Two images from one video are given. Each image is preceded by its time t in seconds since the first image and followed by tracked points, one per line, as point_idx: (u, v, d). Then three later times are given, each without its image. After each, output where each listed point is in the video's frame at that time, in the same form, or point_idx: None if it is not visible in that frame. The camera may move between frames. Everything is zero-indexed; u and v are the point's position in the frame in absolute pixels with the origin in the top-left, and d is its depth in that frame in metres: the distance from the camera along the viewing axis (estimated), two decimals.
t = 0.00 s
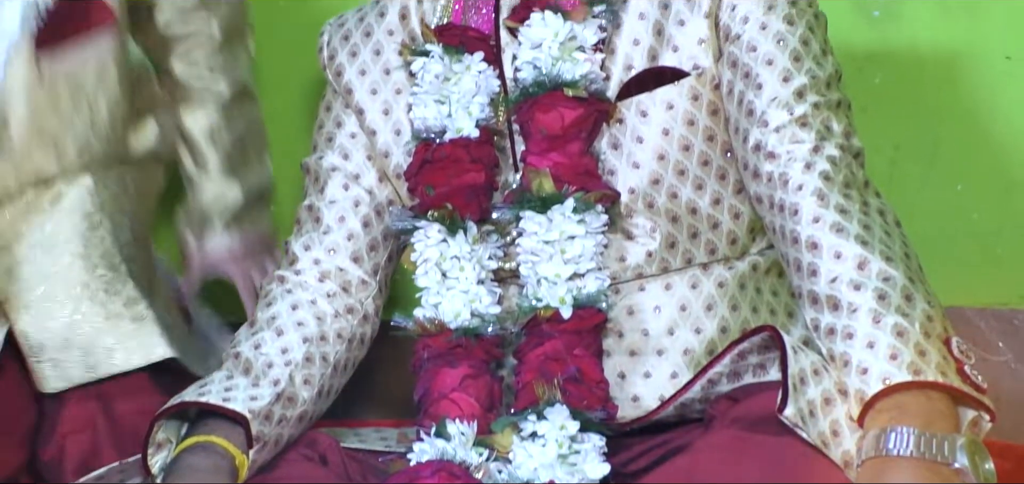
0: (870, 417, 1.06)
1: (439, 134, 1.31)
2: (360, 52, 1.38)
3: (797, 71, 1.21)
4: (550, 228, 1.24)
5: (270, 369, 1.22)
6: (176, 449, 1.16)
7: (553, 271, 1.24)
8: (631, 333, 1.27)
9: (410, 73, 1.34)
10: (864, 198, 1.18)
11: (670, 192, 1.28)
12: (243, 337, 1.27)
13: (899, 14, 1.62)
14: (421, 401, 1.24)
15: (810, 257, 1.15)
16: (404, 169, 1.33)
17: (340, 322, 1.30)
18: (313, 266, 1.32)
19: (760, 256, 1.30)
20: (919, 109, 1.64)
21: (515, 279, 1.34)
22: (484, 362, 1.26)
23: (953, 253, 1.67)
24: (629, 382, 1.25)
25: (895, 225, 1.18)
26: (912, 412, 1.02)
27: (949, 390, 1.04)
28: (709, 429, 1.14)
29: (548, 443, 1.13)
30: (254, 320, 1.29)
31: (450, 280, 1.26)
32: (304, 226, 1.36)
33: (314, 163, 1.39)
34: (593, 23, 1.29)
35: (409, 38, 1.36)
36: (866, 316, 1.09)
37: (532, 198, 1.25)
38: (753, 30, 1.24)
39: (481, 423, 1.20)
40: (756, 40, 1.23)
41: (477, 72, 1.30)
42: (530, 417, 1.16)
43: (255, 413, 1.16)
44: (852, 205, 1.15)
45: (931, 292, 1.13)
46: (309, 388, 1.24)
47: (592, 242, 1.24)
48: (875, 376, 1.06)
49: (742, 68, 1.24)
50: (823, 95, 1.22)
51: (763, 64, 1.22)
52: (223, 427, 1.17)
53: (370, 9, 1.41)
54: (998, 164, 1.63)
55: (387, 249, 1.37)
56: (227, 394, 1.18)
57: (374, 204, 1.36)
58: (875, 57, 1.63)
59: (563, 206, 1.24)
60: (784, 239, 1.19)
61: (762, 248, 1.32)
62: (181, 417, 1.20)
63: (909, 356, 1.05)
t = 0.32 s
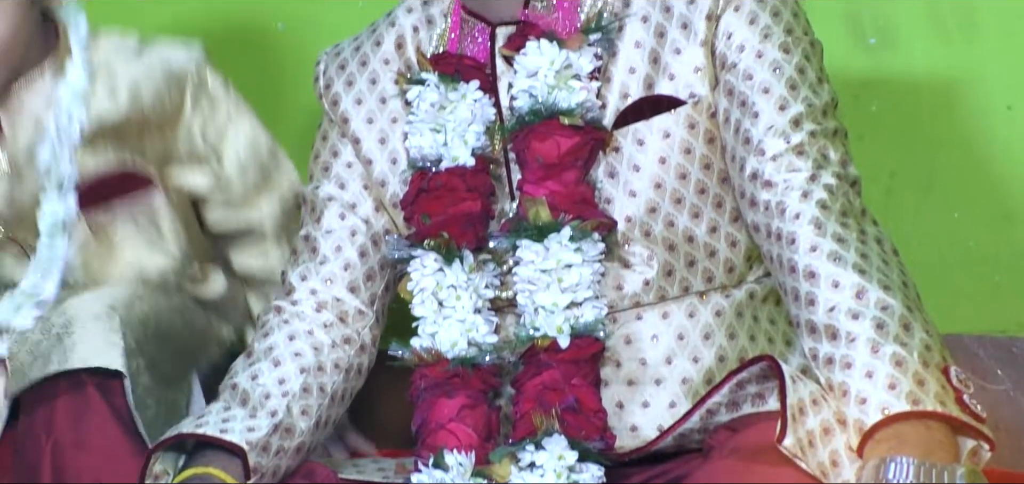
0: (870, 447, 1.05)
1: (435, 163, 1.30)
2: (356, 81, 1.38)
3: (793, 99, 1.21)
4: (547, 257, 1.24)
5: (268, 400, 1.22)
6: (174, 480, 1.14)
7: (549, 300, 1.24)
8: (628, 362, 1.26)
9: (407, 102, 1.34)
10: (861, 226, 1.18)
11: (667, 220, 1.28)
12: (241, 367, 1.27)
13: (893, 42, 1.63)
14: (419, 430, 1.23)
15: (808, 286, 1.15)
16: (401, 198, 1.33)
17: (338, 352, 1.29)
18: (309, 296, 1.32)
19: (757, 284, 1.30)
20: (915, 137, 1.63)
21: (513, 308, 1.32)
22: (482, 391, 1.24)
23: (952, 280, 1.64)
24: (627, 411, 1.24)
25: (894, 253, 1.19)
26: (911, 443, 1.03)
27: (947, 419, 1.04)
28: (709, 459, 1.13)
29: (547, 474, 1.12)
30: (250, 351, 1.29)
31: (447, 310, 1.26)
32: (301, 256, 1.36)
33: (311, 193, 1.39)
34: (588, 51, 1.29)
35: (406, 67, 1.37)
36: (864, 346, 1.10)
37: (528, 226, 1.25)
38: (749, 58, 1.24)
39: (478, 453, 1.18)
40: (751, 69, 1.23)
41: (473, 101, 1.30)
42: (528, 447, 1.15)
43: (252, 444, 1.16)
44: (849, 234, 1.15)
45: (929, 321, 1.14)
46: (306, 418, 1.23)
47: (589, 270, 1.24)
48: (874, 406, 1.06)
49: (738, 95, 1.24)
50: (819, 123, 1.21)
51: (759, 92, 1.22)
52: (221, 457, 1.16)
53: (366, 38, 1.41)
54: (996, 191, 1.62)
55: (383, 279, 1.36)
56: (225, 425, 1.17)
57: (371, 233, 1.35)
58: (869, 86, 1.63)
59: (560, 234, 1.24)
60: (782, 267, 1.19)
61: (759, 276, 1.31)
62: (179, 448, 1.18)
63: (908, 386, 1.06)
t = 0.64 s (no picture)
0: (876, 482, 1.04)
1: (436, 201, 1.30)
2: (357, 118, 1.38)
3: (793, 134, 1.21)
4: (548, 294, 1.24)
5: (269, 438, 1.21)
6: None
7: (551, 338, 1.23)
8: (631, 399, 1.26)
9: (407, 139, 1.34)
10: (863, 261, 1.18)
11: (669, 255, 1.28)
12: (243, 406, 1.26)
13: (894, 75, 1.62)
14: (420, 470, 1.22)
15: (810, 322, 1.15)
16: (402, 237, 1.33)
17: (340, 390, 1.29)
18: (311, 334, 1.31)
19: (760, 320, 1.30)
20: (915, 170, 1.63)
21: (515, 346, 1.32)
22: (484, 429, 1.23)
23: (952, 308, 1.64)
24: (630, 448, 1.24)
25: (895, 288, 1.19)
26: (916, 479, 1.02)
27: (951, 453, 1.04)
28: None
29: None
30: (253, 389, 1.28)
31: (448, 348, 1.26)
32: (303, 294, 1.36)
33: (313, 231, 1.39)
34: (588, 88, 1.29)
35: (406, 105, 1.37)
36: (868, 382, 1.09)
37: (529, 263, 1.25)
38: (749, 94, 1.24)
39: None
40: (751, 104, 1.23)
41: (474, 138, 1.30)
42: None
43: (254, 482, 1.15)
44: (851, 268, 1.15)
45: (932, 356, 1.14)
46: (308, 457, 1.22)
47: (590, 307, 1.24)
48: (878, 443, 1.06)
49: (738, 131, 1.24)
50: (820, 158, 1.21)
51: (759, 128, 1.22)
52: None
53: (366, 75, 1.41)
54: (995, 225, 1.61)
55: (386, 317, 1.36)
56: (228, 464, 1.17)
57: (373, 270, 1.35)
58: (871, 117, 1.63)
59: (561, 271, 1.23)
60: (783, 303, 1.19)
61: (762, 311, 1.31)
62: None
63: (912, 421, 1.06)
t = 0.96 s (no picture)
0: None
1: (440, 239, 1.31)
2: (359, 156, 1.38)
3: (796, 169, 1.21)
4: (552, 332, 1.24)
5: (274, 475, 1.21)
6: None
7: (555, 375, 1.23)
8: (637, 434, 1.25)
9: (410, 177, 1.34)
10: (868, 295, 1.19)
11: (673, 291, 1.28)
12: (247, 443, 1.27)
13: (897, 109, 1.62)
14: None
15: (815, 357, 1.15)
16: (406, 275, 1.32)
17: (345, 427, 1.28)
18: (316, 372, 1.31)
19: (766, 355, 1.30)
20: (918, 206, 1.62)
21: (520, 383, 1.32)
22: (489, 466, 1.23)
23: (956, 342, 1.64)
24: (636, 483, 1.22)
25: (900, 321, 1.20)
26: None
27: None
28: None
29: None
30: (257, 426, 1.29)
31: (453, 386, 1.26)
32: (307, 332, 1.36)
33: (317, 268, 1.39)
34: (590, 125, 1.30)
35: (409, 142, 1.38)
36: (874, 416, 1.10)
37: (533, 300, 1.25)
38: (751, 128, 1.24)
39: None
40: (753, 139, 1.23)
41: (477, 176, 1.30)
42: None
43: None
44: (855, 302, 1.16)
45: (937, 390, 1.15)
46: None
47: (594, 344, 1.24)
48: (885, 478, 1.06)
49: (740, 166, 1.24)
50: (823, 193, 1.22)
51: (761, 163, 1.22)
52: None
53: (369, 113, 1.41)
54: (997, 258, 1.62)
55: (390, 354, 1.36)
56: None
57: (376, 307, 1.35)
58: (876, 153, 1.63)
59: (565, 308, 1.23)
60: (787, 338, 1.19)
61: (767, 346, 1.31)
62: None
63: (918, 456, 1.07)
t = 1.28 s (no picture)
0: None
1: (444, 273, 1.31)
2: (365, 191, 1.39)
3: (800, 199, 1.21)
4: (557, 366, 1.23)
5: None
6: None
7: (560, 409, 1.23)
8: (644, 466, 1.25)
9: (415, 212, 1.35)
10: (874, 326, 1.18)
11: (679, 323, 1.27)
12: (255, 477, 1.27)
13: (902, 135, 1.62)
14: None
15: (822, 389, 1.15)
16: (412, 308, 1.33)
17: (352, 461, 1.28)
18: (322, 405, 1.32)
19: (774, 386, 1.29)
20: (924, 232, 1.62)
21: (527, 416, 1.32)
22: None
23: (965, 369, 1.62)
24: None
25: (907, 352, 1.19)
26: None
27: None
28: None
29: None
30: (265, 460, 1.29)
31: (459, 420, 1.25)
32: (314, 366, 1.36)
33: (323, 302, 1.40)
34: (594, 158, 1.30)
35: (413, 177, 1.39)
36: (882, 448, 1.09)
37: (537, 334, 1.25)
38: (754, 159, 1.24)
39: None
40: (757, 170, 1.23)
41: (481, 210, 1.30)
42: None
43: None
44: (861, 334, 1.16)
45: (946, 420, 1.14)
46: None
47: (599, 377, 1.23)
48: None
49: (744, 198, 1.24)
50: (828, 222, 1.21)
51: (765, 194, 1.22)
52: None
53: (374, 147, 1.42)
54: (1005, 285, 1.60)
55: (396, 387, 1.36)
56: None
57: (383, 341, 1.35)
58: (881, 180, 1.62)
59: (570, 342, 1.24)
60: (793, 370, 1.19)
61: (774, 377, 1.30)
62: None
63: None
